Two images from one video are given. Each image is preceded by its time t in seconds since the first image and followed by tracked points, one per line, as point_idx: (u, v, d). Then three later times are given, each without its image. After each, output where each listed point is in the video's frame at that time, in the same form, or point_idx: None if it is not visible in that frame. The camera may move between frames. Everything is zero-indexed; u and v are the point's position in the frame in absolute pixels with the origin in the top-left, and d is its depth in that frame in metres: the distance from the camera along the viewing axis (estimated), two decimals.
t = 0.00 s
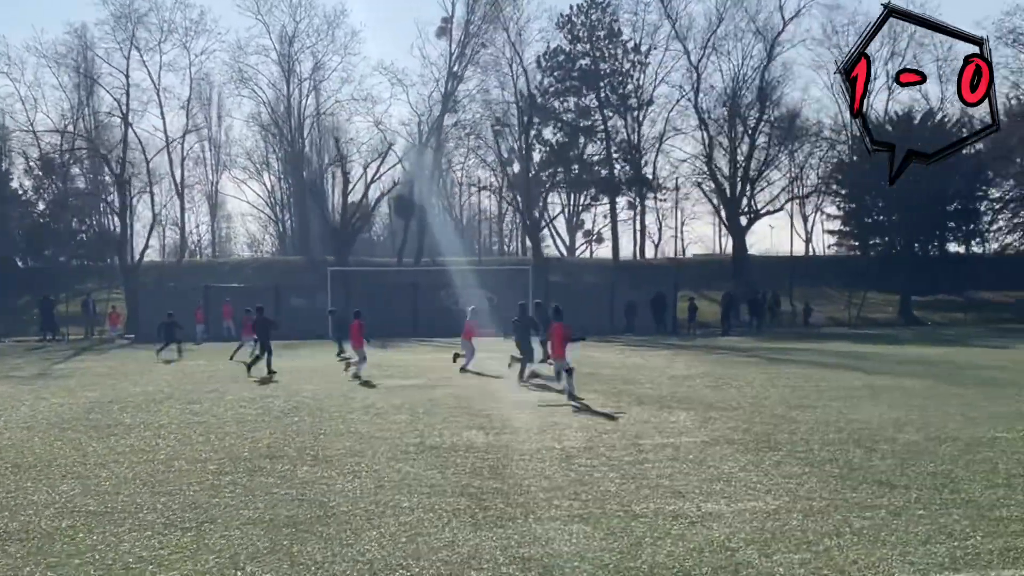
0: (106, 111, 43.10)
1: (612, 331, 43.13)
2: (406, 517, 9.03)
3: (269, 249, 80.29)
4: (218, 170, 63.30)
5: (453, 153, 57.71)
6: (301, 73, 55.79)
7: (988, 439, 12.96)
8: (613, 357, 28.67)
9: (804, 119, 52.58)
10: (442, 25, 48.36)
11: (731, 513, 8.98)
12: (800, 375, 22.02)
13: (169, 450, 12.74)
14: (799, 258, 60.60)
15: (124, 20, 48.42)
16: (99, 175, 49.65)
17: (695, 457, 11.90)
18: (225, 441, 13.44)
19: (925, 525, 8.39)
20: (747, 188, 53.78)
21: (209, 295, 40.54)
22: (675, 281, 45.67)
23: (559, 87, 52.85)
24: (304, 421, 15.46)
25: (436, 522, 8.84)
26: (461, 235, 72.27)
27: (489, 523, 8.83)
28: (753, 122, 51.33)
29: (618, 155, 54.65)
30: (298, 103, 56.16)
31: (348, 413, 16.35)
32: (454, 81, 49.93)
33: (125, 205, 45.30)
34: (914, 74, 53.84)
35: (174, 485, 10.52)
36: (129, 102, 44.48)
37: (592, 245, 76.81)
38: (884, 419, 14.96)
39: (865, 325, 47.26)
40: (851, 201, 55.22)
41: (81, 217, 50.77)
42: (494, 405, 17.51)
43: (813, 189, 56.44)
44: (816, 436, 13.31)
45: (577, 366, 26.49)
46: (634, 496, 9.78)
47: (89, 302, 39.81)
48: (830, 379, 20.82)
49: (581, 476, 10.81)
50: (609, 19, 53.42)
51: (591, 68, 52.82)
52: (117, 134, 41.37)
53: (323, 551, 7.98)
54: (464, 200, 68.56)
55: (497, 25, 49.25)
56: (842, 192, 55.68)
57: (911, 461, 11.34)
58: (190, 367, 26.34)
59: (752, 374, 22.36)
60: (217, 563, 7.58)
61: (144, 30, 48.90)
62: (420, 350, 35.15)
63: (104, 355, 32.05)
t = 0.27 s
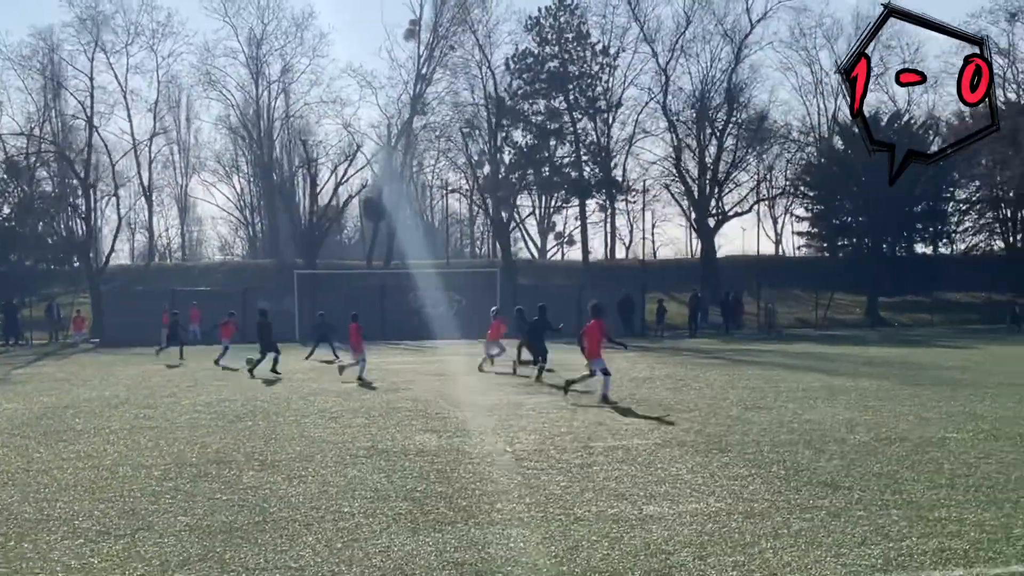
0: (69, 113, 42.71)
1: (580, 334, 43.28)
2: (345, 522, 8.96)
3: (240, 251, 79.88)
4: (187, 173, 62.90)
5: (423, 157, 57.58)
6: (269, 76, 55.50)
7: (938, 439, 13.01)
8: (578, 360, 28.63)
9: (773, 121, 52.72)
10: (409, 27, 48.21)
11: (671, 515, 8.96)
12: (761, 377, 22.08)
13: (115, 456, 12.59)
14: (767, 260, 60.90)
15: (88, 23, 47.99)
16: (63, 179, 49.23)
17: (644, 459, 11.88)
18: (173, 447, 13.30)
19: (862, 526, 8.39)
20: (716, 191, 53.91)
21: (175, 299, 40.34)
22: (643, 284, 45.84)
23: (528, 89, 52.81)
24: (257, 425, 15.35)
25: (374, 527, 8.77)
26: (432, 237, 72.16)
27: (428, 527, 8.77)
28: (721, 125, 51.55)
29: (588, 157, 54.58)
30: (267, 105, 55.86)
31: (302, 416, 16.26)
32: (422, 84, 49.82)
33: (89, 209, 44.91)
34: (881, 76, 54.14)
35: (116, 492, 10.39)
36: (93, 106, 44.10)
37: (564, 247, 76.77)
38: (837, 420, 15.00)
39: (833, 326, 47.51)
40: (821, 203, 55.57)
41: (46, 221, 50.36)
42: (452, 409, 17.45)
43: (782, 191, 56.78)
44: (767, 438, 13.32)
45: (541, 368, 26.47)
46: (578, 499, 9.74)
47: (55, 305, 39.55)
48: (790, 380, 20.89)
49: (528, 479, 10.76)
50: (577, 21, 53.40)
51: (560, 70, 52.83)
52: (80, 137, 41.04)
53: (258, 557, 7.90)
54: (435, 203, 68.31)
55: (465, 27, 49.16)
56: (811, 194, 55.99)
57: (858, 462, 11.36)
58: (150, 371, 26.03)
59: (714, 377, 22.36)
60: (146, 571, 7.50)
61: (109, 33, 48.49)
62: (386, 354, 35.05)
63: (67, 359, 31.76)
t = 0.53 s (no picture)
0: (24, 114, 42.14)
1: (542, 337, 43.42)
2: (272, 529, 8.79)
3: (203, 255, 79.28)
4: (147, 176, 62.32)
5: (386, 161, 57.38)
6: (230, 78, 55.12)
7: (882, 441, 12.97)
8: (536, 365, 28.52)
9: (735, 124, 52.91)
10: (370, 29, 47.99)
11: (604, 521, 8.86)
12: (715, 380, 22.05)
13: (47, 464, 12.33)
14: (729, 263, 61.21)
15: (44, 24, 47.44)
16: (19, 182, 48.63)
17: (585, 464, 11.79)
18: (109, 454, 13.05)
19: (794, 530, 8.33)
20: (678, 194, 54.01)
21: (133, 303, 39.98)
22: (604, 287, 46.01)
23: (489, 92, 52.76)
24: (200, 431, 15.12)
25: (301, 535, 8.60)
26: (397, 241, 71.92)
27: (356, 535, 8.61)
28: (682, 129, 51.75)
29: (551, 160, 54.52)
30: (228, 107, 55.50)
31: (247, 422, 16.04)
32: (383, 86, 49.62)
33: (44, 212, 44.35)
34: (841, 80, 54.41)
35: (42, 500, 10.16)
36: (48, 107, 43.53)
37: (529, 251, 76.69)
38: (784, 422, 14.99)
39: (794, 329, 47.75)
40: (782, 207, 55.50)
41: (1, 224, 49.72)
42: (401, 413, 17.29)
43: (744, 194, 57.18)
44: (710, 441, 13.27)
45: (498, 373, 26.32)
46: (514, 504, 9.63)
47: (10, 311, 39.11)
48: (743, 382, 20.87)
49: (465, 485, 10.63)
50: (539, 25, 53.37)
51: (522, 73, 52.81)
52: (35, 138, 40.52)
53: (179, 566, 7.73)
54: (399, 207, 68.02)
55: (427, 29, 49.02)
56: (771, 197, 55.97)
57: (799, 465, 11.30)
58: (102, 376, 25.66)
59: (668, 380, 22.32)
60: None
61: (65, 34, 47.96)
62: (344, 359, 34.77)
63: (19, 364, 31.29)
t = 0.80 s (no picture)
0: None
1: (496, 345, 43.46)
2: (189, 545, 8.65)
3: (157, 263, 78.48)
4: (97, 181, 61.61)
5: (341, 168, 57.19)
6: (182, 84, 54.64)
7: (815, 449, 13.01)
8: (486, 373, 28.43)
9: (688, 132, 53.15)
10: (322, 36, 47.73)
11: (526, 533, 8.77)
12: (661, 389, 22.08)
13: None
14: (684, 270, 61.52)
15: None
16: None
17: (517, 474, 11.72)
18: (35, 466, 12.80)
19: (714, 541, 8.29)
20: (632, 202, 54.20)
21: (80, 312, 39.53)
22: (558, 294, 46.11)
23: (444, 99, 52.68)
24: (133, 442, 14.90)
25: (217, 550, 8.47)
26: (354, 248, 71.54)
27: (275, 549, 8.48)
28: (636, 137, 52.01)
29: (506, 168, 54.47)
30: (180, 114, 55.03)
31: (183, 433, 15.81)
32: (336, 93, 49.40)
33: None
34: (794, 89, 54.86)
35: None
36: None
37: (486, 257, 76.58)
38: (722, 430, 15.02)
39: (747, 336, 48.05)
40: (735, 214, 56.16)
41: None
42: (342, 422, 17.13)
43: (699, 202, 57.93)
44: (645, 450, 13.26)
45: (445, 380, 26.19)
46: (438, 516, 9.53)
47: None
48: (687, 390, 20.88)
49: (393, 497, 10.52)
50: (493, 32, 53.34)
51: (476, 80, 52.78)
52: None
53: None
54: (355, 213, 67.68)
55: (380, 36, 48.88)
56: (726, 205, 56.68)
57: (730, 474, 11.30)
58: (43, 385, 25.25)
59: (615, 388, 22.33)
60: None
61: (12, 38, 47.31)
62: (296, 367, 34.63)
63: None
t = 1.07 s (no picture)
0: None
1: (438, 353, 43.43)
2: (86, 558, 8.47)
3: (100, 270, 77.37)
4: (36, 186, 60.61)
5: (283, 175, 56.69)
6: (123, 89, 53.96)
7: (735, 457, 13.06)
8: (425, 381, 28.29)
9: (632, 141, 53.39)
10: (265, 41, 47.39)
11: (431, 543, 8.66)
12: (595, 397, 22.09)
13: None
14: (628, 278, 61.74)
15: None
16: None
17: (434, 483, 11.65)
18: None
19: (618, 550, 8.25)
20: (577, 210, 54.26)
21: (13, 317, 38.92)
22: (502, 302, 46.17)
23: (388, 105, 52.51)
24: (50, 453, 14.59)
25: (114, 563, 8.30)
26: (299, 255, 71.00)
27: (174, 561, 8.34)
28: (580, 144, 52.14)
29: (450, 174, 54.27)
30: (121, 119, 54.33)
31: (103, 443, 15.53)
32: (278, 99, 49.05)
33: None
34: (737, 98, 55.33)
35: None
36: None
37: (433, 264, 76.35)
38: (648, 438, 15.05)
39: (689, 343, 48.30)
40: (679, 222, 56.28)
41: None
42: (270, 431, 16.94)
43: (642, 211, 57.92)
44: (568, 458, 13.25)
45: (383, 389, 26.02)
46: (346, 527, 9.42)
47: None
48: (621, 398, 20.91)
49: (304, 507, 10.38)
50: (437, 38, 53.26)
51: (420, 87, 52.67)
52: None
53: None
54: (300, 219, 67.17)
55: (324, 41, 48.64)
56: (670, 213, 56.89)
57: (647, 483, 11.31)
58: None
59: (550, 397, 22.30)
60: None
61: None
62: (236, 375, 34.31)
63: None
